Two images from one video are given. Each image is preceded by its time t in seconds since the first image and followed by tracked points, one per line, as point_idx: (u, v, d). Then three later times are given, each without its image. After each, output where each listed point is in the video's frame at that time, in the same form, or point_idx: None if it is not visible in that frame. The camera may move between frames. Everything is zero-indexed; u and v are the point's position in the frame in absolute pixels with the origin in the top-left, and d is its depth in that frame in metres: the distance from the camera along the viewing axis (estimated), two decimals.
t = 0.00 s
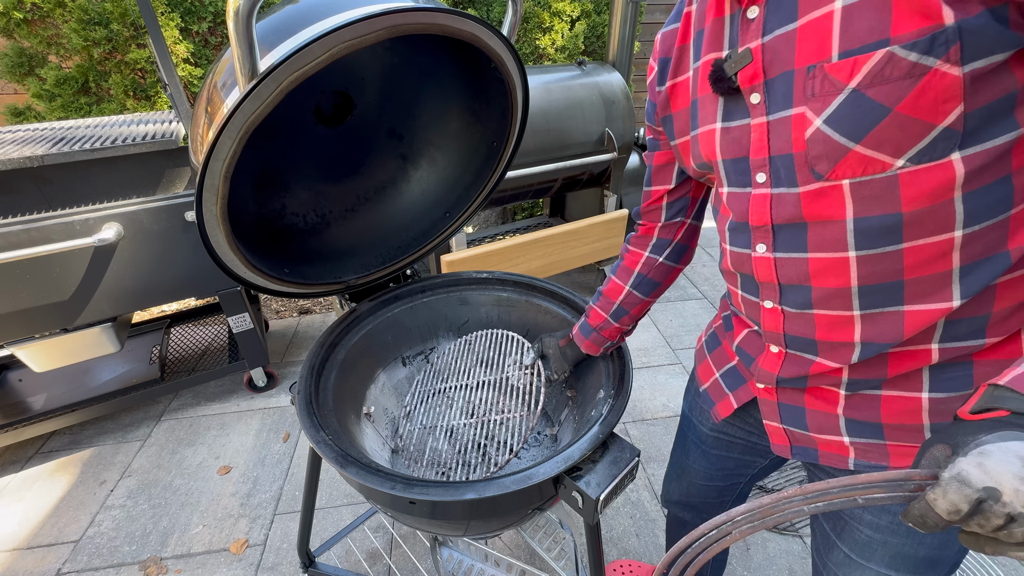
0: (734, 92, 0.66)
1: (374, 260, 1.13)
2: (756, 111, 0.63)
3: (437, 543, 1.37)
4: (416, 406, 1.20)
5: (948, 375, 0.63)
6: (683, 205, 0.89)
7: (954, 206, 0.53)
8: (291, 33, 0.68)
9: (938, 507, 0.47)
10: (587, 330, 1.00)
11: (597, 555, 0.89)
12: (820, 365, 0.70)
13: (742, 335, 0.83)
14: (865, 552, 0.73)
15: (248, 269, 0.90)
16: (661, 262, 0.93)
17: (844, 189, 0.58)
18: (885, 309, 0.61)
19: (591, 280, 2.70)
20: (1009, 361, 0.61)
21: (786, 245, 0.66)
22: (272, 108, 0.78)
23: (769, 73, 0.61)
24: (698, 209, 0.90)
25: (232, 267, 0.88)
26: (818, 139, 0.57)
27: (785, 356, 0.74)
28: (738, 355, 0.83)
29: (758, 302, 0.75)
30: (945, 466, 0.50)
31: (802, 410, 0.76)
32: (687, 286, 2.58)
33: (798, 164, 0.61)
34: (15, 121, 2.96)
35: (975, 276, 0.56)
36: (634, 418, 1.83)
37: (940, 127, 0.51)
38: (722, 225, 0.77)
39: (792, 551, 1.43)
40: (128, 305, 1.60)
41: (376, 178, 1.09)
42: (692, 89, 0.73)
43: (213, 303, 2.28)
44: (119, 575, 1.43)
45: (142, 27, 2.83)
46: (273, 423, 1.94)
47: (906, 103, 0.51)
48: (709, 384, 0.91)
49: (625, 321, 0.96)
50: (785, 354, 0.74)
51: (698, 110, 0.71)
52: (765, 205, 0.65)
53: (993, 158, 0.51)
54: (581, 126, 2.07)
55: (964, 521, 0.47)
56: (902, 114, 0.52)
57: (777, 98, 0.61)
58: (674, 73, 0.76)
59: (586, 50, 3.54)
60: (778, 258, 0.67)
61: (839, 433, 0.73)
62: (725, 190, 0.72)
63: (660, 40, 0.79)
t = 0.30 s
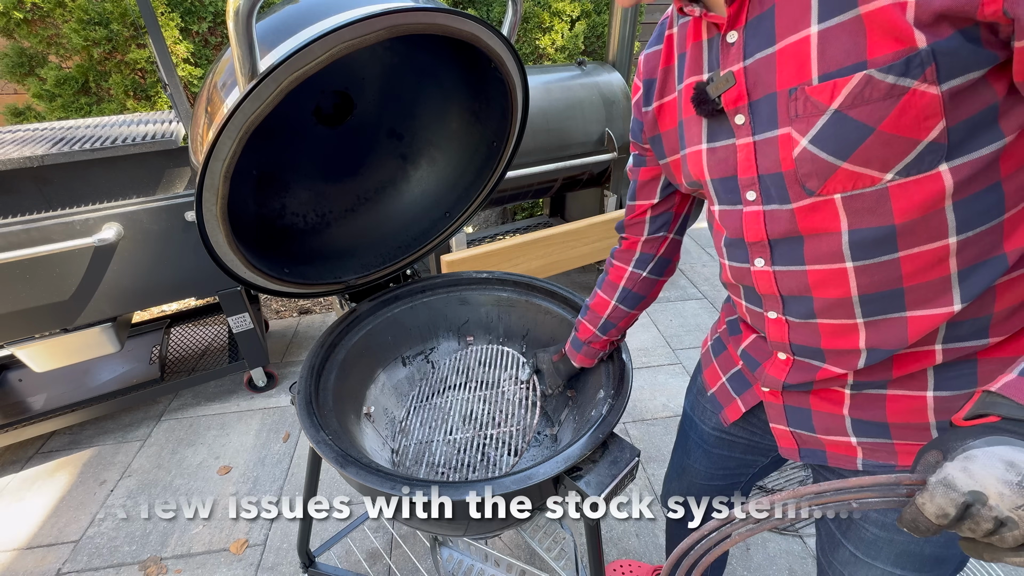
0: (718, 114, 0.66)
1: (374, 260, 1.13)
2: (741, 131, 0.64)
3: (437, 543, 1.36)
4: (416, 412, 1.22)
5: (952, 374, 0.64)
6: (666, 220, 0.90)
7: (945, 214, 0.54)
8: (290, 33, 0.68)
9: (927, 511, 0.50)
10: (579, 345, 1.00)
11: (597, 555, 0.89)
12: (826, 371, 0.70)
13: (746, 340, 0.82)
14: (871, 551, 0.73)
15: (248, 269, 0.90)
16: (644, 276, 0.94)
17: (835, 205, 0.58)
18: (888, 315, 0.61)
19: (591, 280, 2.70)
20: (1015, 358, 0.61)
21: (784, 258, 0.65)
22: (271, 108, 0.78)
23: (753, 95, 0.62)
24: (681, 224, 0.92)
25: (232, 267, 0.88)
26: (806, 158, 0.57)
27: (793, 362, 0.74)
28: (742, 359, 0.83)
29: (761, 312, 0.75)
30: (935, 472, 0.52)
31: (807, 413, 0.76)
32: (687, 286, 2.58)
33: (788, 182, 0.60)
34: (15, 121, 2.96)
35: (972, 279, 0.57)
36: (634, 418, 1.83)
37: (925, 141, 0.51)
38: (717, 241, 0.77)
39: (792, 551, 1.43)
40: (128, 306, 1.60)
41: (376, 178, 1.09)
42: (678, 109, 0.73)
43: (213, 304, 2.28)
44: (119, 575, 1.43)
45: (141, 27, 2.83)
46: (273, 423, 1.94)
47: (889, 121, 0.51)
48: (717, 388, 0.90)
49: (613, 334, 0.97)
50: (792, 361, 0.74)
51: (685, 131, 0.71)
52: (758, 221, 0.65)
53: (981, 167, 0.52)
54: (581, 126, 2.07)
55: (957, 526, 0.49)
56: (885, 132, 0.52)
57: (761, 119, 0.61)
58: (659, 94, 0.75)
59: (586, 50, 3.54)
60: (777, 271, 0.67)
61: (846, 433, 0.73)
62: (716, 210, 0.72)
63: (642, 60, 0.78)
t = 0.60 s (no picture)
0: (712, 120, 0.66)
1: (374, 260, 1.13)
2: (736, 138, 0.63)
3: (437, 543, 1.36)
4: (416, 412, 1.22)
5: (949, 374, 0.64)
6: (653, 223, 0.91)
7: (940, 220, 0.54)
8: (291, 33, 0.68)
9: (924, 520, 0.49)
10: (573, 349, 1.02)
11: (597, 555, 0.89)
12: (824, 373, 0.70)
13: (745, 341, 0.82)
14: (868, 548, 0.73)
15: (248, 269, 0.90)
16: (631, 278, 0.94)
17: (833, 211, 0.58)
18: (883, 318, 0.62)
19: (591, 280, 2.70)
20: (1009, 360, 0.62)
21: (782, 263, 0.66)
22: (272, 108, 0.78)
23: (747, 103, 0.61)
24: (666, 227, 0.93)
25: (232, 267, 0.88)
26: (802, 167, 0.57)
27: (790, 364, 0.74)
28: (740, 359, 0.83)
29: (759, 315, 0.75)
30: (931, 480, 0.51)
31: (806, 413, 0.76)
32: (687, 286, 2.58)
33: (785, 189, 0.61)
34: (15, 121, 2.95)
35: (968, 282, 0.57)
36: (633, 418, 1.83)
37: (921, 151, 0.51)
38: (709, 247, 0.77)
39: (792, 551, 1.43)
40: (128, 306, 1.60)
41: (375, 178, 1.09)
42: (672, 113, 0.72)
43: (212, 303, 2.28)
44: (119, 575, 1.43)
45: (142, 27, 2.83)
46: (273, 423, 1.94)
47: (885, 132, 0.51)
48: (716, 387, 0.90)
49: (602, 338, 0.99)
50: (790, 363, 0.73)
51: (678, 135, 0.71)
52: (755, 227, 0.65)
53: (977, 175, 0.52)
54: (581, 126, 2.07)
55: (951, 533, 0.48)
56: (882, 142, 0.52)
57: (757, 127, 0.61)
58: (653, 95, 0.74)
59: (586, 50, 3.54)
60: (774, 275, 0.67)
61: (843, 432, 0.73)
62: (708, 215, 0.72)
63: (635, 61, 0.78)
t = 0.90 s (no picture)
0: (707, 133, 0.66)
1: (374, 260, 1.13)
2: (732, 150, 0.63)
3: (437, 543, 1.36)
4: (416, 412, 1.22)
5: (947, 374, 0.64)
6: (643, 232, 0.91)
7: (942, 228, 0.54)
8: (291, 33, 0.68)
9: (926, 522, 0.49)
10: (563, 359, 1.02)
11: (597, 555, 0.89)
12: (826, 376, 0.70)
13: (745, 343, 0.82)
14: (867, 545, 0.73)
15: (248, 268, 0.90)
16: (622, 288, 0.94)
17: (835, 221, 0.58)
18: (886, 322, 0.62)
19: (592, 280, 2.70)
20: (1007, 359, 0.62)
21: (784, 270, 0.65)
22: (272, 108, 0.78)
23: (744, 115, 0.61)
24: (656, 235, 0.93)
25: (232, 267, 0.88)
26: (805, 179, 0.57)
27: (793, 367, 0.74)
28: (739, 360, 0.83)
29: (760, 320, 0.75)
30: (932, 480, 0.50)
31: (807, 416, 0.76)
32: (687, 286, 2.59)
33: (787, 201, 0.60)
34: (15, 121, 2.95)
35: (967, 284, 0.57)
36: (633, 418, 1.83)
37: (924, 163, 0.51)
38: (707, 256, 0.77)
39: (792, 551, 1.43)
40: (128, 306, 1.60)
41: (376, 179, 1.09)
42: (667, 124, 0.72)
43: (213, 304, 2.28)
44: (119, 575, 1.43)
45: (141, 27, 2.83)
46: (273, 423, 1.94)
47: (889, 146, 0.51)
48: (713, 387, 0.90)
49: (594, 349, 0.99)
50: (793, 365, 0.74)
51: (673, 146, 0.71)
52: (757, 237, 0.65)
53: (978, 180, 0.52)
54: (581, 126, 2.07)
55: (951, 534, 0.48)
56: (885, 155, 0.52)
57: (754, 139, 0.61)
58: (646, 106, 0.74)
59: (586, 50, 3.53)
60: (777, 283, 0.67)
61: (842, 430, 0.73)
62: (707, 225, 0.72)
63: (624, 70, 0.77)
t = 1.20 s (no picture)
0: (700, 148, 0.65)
1: (373, 260, 1.13)
2: (725, 165, 0.63)
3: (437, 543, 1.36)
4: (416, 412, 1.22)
5: (949, 374, 0.64)
6: (634, 245, 0.91)
7: (941, 233, 0.54)
8: (291, 33, 0.68)
9: (931, 525, 0.49)
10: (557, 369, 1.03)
11: (597, 555, 0.89)
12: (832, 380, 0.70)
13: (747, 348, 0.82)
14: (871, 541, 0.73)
15: (248, 269, 0.90)
16: (614, 299, 0.94)
17: (836, 229, 0.58)
18: (889, 325, 0.62)
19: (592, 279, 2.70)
20: (1008, 357, 0.62)
21: (785, 279, 0.65)
22: (271, 108, 0.78)
23: (737, 131, 0.61)
24: (646, 248, 0.94)
25: (232, 266, 0.88)
26: (803, 193, 0.57)
27: (798, 370, 0.74)
28: (742, 363, 0.83)
29: (763, 329, 0.74)
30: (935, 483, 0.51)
31: (813, 418, 0.76)
32: (687, 286, 2.59)
33: (787, 211, 0.60)
34: (15, 121, 2.95)
35: (969, 286, 0.58)
36: (634, 418, 1.83)
37: (921, 173, 0.51)
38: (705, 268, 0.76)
39: (792, 551, 1.43)
40: (128, 306, 1.60)
41: (376, 178, 1.09)
42: (659, 139, 0.71)
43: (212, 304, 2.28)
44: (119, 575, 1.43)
45: (141, 27, 2.83)
46: (273, 423, 1.94)
47: (885, 160, 0.52)
48: (714, 389, 0.90)
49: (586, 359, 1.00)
50: (798, 369, 0.73)
51: (666, 161, 0.70)
52: (757, 248, 0.65)
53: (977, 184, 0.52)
54: (581, 126, 2.07)
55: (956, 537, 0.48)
56: (883, 168, 0.52)
57: (748, 154, 0.61)
58: (636, 121, 0.74)
59: (586, 50, 3.53)
60: (778, 292, 0.66)
61: (847, 431, 0.73)
62: (705, 238, 0.71)
63: (613, 86, 0.77)
